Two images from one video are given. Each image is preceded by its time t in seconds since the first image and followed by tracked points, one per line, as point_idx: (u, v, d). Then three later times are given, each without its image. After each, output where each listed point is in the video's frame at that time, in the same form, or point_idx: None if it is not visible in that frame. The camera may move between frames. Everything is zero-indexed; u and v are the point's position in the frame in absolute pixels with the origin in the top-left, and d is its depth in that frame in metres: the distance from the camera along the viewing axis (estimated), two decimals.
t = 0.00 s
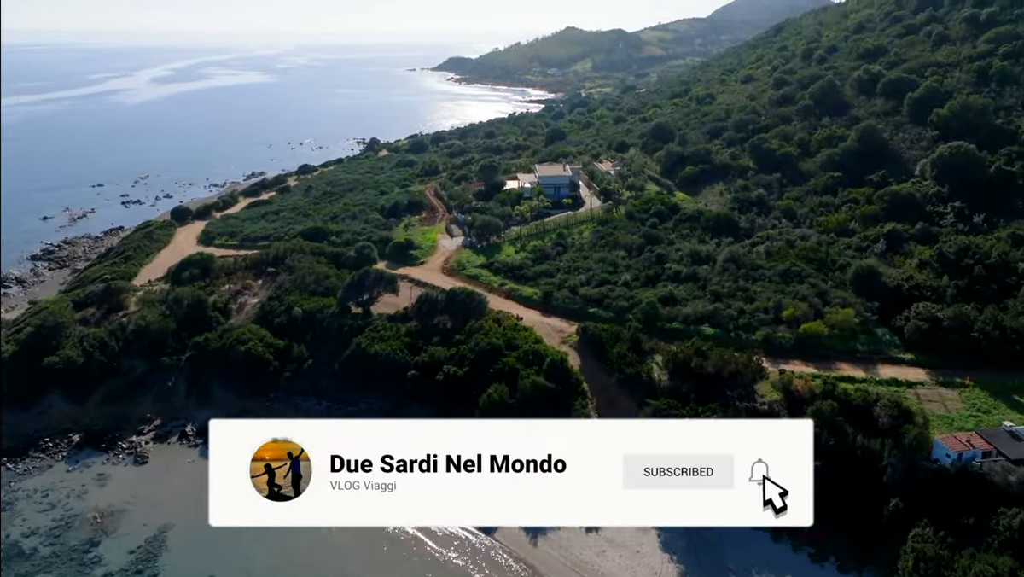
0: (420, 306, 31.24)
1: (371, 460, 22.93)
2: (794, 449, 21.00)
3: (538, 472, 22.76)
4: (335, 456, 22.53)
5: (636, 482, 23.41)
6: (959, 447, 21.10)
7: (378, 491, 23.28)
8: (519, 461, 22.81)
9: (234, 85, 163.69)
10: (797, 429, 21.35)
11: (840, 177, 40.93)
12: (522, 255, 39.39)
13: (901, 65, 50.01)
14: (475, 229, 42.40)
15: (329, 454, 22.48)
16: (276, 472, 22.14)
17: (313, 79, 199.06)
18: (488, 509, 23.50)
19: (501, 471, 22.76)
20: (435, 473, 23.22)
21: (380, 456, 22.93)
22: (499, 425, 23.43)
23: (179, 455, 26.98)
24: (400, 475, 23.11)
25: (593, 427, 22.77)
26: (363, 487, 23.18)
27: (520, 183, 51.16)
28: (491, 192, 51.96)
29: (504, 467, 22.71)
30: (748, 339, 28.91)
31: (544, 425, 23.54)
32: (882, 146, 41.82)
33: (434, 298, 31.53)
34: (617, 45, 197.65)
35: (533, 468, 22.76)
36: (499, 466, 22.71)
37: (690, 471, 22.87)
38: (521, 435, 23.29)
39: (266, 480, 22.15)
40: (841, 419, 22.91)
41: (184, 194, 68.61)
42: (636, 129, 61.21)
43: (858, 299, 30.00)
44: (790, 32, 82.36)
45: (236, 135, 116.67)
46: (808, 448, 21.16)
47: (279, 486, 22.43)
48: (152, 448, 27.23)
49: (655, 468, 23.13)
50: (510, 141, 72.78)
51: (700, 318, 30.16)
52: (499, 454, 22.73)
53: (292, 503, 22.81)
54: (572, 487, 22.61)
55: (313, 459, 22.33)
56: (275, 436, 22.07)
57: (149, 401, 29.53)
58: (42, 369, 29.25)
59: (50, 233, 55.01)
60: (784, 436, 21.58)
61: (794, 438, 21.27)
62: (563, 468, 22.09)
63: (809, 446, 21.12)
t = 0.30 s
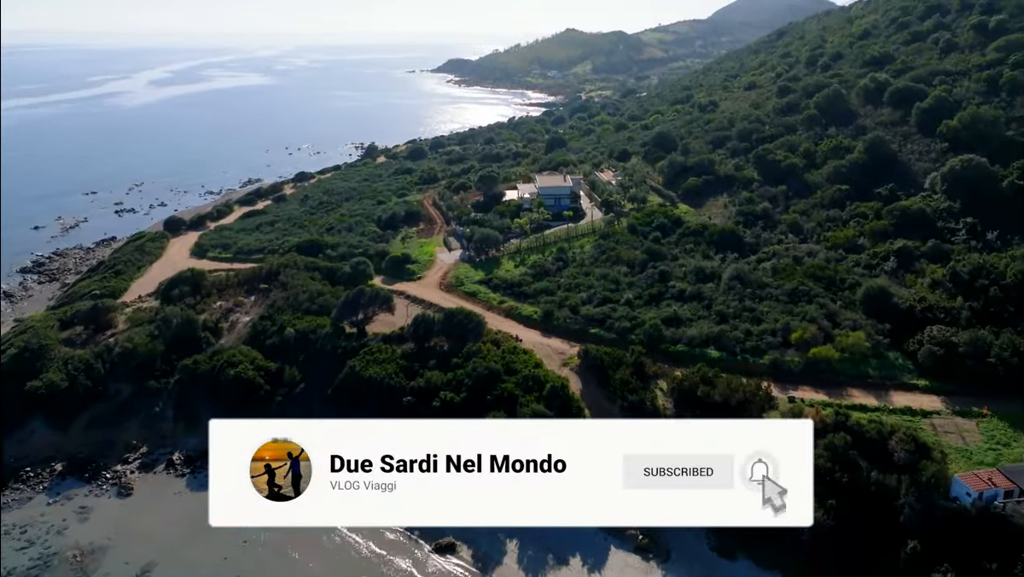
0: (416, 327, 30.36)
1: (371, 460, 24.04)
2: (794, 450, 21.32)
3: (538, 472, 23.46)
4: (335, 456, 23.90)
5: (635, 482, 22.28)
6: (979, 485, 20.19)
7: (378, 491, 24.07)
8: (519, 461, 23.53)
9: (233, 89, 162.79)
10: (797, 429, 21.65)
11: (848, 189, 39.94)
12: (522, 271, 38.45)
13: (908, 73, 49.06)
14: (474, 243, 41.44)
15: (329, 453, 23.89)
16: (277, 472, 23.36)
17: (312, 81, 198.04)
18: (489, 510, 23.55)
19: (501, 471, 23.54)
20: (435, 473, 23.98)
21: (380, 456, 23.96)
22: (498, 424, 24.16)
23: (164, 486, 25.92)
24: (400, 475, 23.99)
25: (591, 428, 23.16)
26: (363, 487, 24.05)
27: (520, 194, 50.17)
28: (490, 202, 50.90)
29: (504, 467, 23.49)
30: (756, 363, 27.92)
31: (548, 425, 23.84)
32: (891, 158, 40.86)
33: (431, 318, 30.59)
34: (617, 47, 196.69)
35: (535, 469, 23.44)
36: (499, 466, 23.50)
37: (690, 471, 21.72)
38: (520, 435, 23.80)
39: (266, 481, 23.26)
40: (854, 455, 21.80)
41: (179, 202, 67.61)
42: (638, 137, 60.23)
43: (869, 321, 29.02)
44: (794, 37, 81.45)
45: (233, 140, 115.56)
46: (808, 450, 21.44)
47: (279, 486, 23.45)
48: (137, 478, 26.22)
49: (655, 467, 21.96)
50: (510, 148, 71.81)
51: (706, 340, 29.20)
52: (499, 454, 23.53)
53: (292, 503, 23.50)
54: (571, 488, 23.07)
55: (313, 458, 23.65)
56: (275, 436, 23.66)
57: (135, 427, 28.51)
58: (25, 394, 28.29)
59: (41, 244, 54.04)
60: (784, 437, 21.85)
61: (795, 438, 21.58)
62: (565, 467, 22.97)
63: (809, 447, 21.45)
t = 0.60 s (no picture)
0: (412, 349, 29.47)
1: (371, 461, 22.30)
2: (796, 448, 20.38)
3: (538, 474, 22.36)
4: (334, 456, 22.27)
5: (634, 481, 21.71)
6: (1003, 528, 19.15)
7: (378, 491, 22.92)
8: (519, 461, 22.23)
9: (231, 92, 161.91)
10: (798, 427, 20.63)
11: (855, 203, 38.97)
12: (520, 287, 37.55)
13: (915, 82, 48.12)
14: (472, 257, 40.48)
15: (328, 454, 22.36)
16: (276, 472, 22.79)
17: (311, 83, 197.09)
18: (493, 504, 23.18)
19: (501, 471, 22.02)
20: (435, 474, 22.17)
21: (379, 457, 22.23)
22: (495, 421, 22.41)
23: (148, 518, 24.96)
24: (400, 475, 22.38)
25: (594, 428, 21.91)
26: (363, 487, 22.79)
27: (519, 204, 49.24)
28: (486, 210, 49.44)
29: (504, 468, 22.05)
30: (764, 389, 26.96)
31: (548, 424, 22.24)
32: (898, 171, 39.91)
33: (426, 341, 29.67)
34: (617, 49, 195.83)
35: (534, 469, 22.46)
36: (499, 466, 21.99)
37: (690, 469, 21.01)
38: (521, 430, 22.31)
39: (267, 480, 22.72)
40: (869, 491, 20.86)
41: (174, 211, 66.67)
42: (640, 145, 59.30)
43: (881, 345, 28.04)
44: (797, 43, 80.57)
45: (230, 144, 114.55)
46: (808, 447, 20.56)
47: (279, 486, 22.90)
48: (121, 510, 25.28)
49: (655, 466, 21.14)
50: (509, 155, 70.87)
51: (711, 364, 28.26)
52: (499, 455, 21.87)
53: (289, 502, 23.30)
54: (572, 485, 22.55)
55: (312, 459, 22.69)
56: (275, 436, 22.94)
57: (121, 456, 27.55)
58: (7, 421, 27.34)
59: (33, 256, 53.15)
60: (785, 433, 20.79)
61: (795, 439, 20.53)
62: (564, 467, 21.90)
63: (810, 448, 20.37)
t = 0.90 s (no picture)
0: (407, 373, 28.62)
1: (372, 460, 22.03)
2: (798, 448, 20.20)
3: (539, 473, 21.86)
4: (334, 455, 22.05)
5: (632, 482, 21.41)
6: None
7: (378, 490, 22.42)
8: (519, 461, 21.70)
9: (230, 95, 160.98)
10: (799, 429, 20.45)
11: (863, 217, 38.02)
12: (520, 304, 36.64)
13: (923, 91, 47.17)
14: (470, 272, 39.58)
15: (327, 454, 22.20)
16: (276, 472, 22.76)
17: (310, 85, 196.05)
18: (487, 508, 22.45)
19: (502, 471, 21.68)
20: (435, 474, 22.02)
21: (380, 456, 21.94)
22: (494, 421, 22.52)
23: (132, 553, 24.08)
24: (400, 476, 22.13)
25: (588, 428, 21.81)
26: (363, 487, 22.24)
27: (519, 216, 48.30)
28: (485, 221, 48.55)
29: (504, 468, 21.71)
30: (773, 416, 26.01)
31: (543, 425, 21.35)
32: (907, 184, 38.98)
33: (423, 364, 28.83)
34: (618, 52, 194.92)
35: (534, 470, 21.84)
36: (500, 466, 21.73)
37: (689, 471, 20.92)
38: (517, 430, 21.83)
39: (267, 480, 22.69)
40: (884, 529, 19.98)
41: (168, 219, 65.79)
42: (642, 154, 58.38)
43: (893, 369, 27.10)
44: (800, 48, 79.64)
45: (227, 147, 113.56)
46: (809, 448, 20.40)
47: (279, 486, 22.80)
48: (104, 545, 24.48)
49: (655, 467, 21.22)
50: (509, 162, 69.97)
51: (716, 389, 27.32)
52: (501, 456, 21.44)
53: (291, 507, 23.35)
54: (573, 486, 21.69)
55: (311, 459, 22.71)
56: (275, 436, 22.99)
57: (106, 485, 26.78)
58: None
59: (23, 268, 52.23)
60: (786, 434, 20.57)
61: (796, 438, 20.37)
62: (565, 467, 20.86)
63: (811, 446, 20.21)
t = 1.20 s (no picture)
0: (403, 397, 28.08)
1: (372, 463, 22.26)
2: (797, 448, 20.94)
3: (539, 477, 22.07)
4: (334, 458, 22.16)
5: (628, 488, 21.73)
6: None
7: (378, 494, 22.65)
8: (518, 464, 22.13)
9: (227, 98, 159.85)
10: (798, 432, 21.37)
11: (871, 232, 37.09)
12: (519, 322, 35.74)
13: (930, 100, 46.26)
14: (469, 287, 38.68)
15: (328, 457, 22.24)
16: (276, 474, 22.29)
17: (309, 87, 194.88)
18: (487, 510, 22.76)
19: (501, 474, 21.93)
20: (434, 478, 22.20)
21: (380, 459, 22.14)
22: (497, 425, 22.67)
23: None
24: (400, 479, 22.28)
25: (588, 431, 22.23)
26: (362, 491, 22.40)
27: (518, 227, 47.37)
28: (483, 232, 47.63)
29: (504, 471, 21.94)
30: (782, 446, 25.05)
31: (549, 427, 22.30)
32: (915, 197, 38.08)
33: (419, 388, 28.26)
34: (618, 54, 194.08)
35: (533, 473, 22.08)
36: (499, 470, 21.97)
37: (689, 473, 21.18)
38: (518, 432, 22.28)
39: (267, 482, 22.32)
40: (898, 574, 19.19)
41: (163, 228, 64.81)
42: (643, 163, 57.46)
43: (906, 395, 26.17)
44: (803, 53, 78.73)
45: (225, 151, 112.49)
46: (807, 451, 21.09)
47: (279, 488, 22.35)
48: None
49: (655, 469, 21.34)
50: (508, 170, 69.05)
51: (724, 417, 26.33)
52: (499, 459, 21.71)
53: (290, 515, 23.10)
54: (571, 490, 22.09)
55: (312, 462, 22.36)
56: (275, 437, 22.65)
57: (90, 516, 26.04)
58: None
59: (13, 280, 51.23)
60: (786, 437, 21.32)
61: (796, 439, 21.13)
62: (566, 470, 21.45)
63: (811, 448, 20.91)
